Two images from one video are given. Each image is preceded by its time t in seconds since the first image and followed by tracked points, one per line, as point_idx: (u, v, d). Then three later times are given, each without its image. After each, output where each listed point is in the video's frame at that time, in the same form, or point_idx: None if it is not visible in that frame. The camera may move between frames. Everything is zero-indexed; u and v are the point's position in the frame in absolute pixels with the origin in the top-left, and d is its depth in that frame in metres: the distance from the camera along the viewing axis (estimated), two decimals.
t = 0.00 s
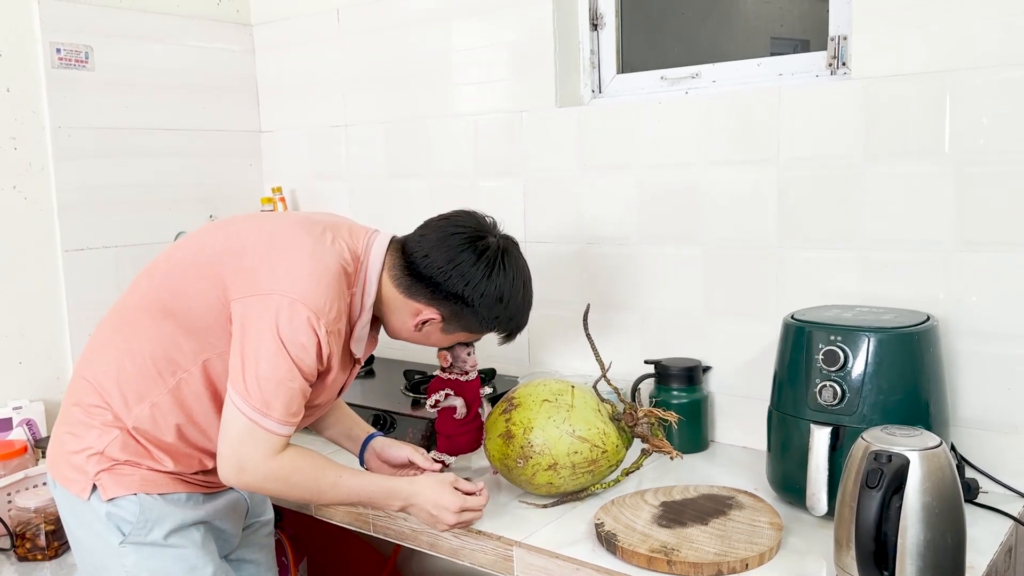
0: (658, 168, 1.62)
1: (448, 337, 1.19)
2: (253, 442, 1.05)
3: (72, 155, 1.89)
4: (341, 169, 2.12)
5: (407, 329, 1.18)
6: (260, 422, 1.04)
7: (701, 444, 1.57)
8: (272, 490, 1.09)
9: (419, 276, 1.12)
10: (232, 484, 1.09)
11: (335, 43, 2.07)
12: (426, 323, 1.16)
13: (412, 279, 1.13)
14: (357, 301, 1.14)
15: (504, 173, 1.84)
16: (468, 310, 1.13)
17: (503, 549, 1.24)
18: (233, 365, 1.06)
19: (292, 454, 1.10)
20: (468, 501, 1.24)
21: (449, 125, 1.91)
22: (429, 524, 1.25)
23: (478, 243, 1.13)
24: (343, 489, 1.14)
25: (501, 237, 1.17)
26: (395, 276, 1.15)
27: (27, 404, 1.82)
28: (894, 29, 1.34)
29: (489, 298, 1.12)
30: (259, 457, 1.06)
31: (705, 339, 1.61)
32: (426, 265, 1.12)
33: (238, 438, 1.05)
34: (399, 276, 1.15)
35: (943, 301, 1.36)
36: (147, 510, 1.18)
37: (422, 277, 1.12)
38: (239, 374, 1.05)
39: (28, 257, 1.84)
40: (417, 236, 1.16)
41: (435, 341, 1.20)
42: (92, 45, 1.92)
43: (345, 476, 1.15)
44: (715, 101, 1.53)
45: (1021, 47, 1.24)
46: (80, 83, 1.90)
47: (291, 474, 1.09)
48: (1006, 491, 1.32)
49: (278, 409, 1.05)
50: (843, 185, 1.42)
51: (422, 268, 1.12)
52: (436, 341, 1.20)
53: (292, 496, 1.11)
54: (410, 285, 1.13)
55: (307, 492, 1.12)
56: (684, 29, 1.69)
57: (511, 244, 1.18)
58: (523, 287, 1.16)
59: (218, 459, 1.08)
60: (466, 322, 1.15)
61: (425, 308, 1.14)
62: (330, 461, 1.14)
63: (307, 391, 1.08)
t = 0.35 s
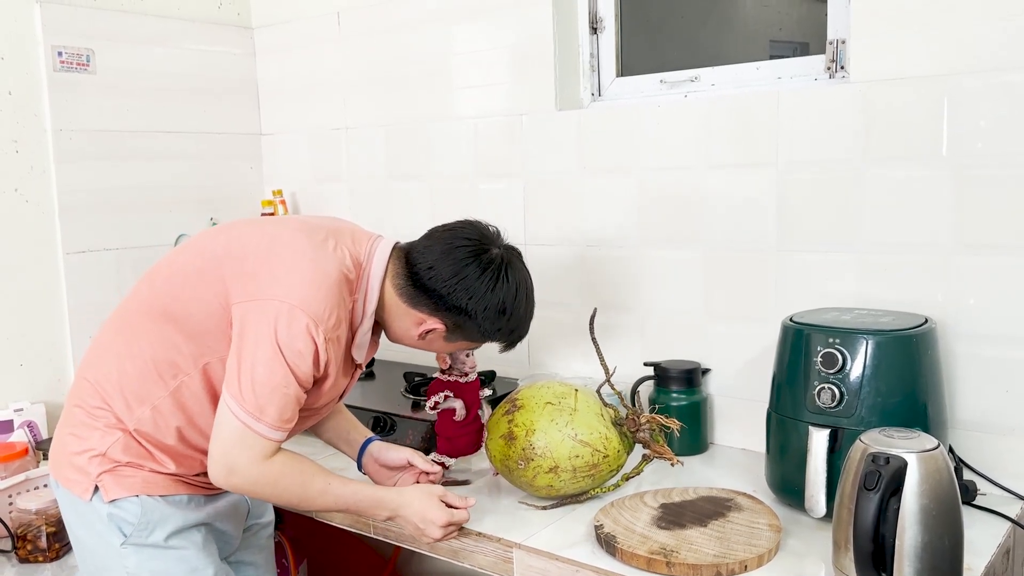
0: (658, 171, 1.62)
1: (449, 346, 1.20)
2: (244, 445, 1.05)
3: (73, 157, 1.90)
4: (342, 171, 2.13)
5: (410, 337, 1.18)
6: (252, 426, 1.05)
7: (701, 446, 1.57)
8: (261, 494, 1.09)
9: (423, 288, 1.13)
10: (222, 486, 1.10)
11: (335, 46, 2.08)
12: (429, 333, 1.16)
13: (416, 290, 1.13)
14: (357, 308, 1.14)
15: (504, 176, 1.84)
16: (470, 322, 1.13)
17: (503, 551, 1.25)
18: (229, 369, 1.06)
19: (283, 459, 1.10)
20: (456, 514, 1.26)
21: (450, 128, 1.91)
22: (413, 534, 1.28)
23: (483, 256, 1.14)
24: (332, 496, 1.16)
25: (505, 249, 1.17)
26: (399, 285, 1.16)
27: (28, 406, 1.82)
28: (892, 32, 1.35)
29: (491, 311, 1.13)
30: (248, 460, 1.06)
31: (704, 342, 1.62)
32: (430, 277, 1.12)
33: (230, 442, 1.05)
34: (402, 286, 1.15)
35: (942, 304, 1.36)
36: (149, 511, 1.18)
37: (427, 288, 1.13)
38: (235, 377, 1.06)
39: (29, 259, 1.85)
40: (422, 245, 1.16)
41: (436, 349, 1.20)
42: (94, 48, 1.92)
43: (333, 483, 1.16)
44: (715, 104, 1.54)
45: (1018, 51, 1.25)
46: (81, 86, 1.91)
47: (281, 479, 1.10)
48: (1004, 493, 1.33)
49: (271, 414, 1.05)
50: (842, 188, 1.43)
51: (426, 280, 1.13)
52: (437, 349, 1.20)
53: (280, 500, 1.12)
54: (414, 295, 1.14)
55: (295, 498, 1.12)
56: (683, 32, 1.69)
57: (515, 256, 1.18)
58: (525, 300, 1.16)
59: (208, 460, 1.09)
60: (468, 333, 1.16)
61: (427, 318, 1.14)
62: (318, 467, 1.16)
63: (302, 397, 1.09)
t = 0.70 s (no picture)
0: (656, 174, 1.63)
1: (449, 341, 1.20)
2: (246, 440, 1.06)
3: (73, 160, 1.90)
4: (341, 174, 2.13)
5: (410, 332, 1.19)
6: (254, 421, 1.06)
7: (699, 448, 1.58)
8: (261, 489, 1.10)
9: (423, 282, 1.14)
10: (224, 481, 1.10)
11: (335, 49, 2.09)
12: (428, 327, 1.17)
13: (415, 284, 1.14)
14: (358, 304, 1.15)
15: (503, 179, 1.85)
16: (470, 316, 1.14)
17: (502, 552, 1.25)
18: (231, 365, 1.07)
19: (285, 454, 1.11)
20: (455, 513, 1.25)
21: (449, 131, 1.92)
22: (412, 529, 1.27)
23: (483, 251, 1.15)
24: (333, 490, 1.16)
25: (504, 245, 1.18)
26: (398, 279, 1.16)
27: (28, 408, 1.83)
28: (888, 37, 1.36)
29: (491, 305, 1.13)
30: (249, 455, 1.07)
31: (702, 344, 1.62)
32: (430, 271, 1.13)
33: (231, 437, 1.06)
34: (402, 280, 1.16)
35: (938, 307, 1.37)
36: (153, 512, 1.19)
37: (426, 283, 1.13)
38: (237, 372, 1.06)
39: (30, 262, 1.85)
40: (421, 240, 1.17)
41: (436, 345, 1.21)
42: (94, 51, 1.93)
43: (334, 477, 1.16)
44: (713, 107, 1.55)
45: (1014, 56, 1.26)
46: (81, 89, 1.91)
47: (284, 473, 1.10)
48: (1000, 495, 1.34)
49: (272, 409, 1.06)
50: (839, 191, 1.44)
51: (426, 274, 1.13)
52: (437, 345, 1.21)
53: (280, 495, 1.12)
54: (413, 290, 1.14)
55: (297, 492, 1.12)
56: (681, 36, 1.70)
57: (514, 251, 1.19)
58: (525, 295, 1.17)
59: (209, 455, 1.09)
60: (468, 328, 1.16)
61: (427, 312, 1.15)
62: (320, 462, 1.16)
63: (304, 392, 1.09)
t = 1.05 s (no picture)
0: (655, 175, 1.63)
1: (445, 331, 1.20)
2: (239, 427, 1.06)
3: (73, 162, 1.90)
4: (341, 176, 2.14)
5: (404, 323, 1.18)
6: (247, 408, 1.06)
7: (697, 449, 1.58)
8: (252, 477, 1.10)
9: (420, 266, 1.14)
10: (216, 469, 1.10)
11: (335, 51, 2.09)
12: (424, 314, 1.16)
13: (411, 269, 1.15)
14: (353, 293, 1.15)
15: (502, 180, 1.85)
16: (464, 300, 1.14)
17: (502, 553, 1.25)
18: (224, 353, 1.07)
19: (278, 442, 1.12)
20: (433, 492, 1.29)
21: (448, 132, 1.92)
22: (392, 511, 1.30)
23: (478, 235, 1.15)
24: (320, 474, 1.18)
25: (501, 233, 1.18)
26: (395, 267, 1.16)
27: (27, 410, 1.83)
28: (887, 39, 1.36)
29: (485, 289, 1.13)
30: (241, 442, 1.07)
31: (701, 345, 1.62)
32: (427, 254, 1.14)
33: (222, 424, 1.06)
34: (399, 267, 1.16)
35: (937, 308, 1.37)
36: (153, 511, 1.19)
37: (422, 267, 1.14)
38: (231, 361, 1.06)
39: (29, 264, 1.85)
40: (418, 228, 1.18)
41: (432, 336, 1.20)
42: (94, 53, 1.93)
43: (321, 462, 1.18)
44: (712, 108, 1.55)
45: (1012, 57, 1.26)
46: (81, 91, 1.91)
47: (276, 460, 1.11)
48: (998, 495, 1.34)
49: (266, 396, 1.06)
50: (837, 192, 1.44)
51: (423, 258, 1.14)
52: (433, 336, 1.20)
53: (269, 481, 1.12)
54: (410, 275, 1.14)
55: (287, 476, 1.14)
56: (680, 37, 1.70)
57: (511, 240, 1.20)
58: (521, 281, 1.17)
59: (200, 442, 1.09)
60: (464, 314, 1.16)
61: (424, 298, 1.15)
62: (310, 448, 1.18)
63: (297, 379, 1.09)
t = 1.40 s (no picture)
0: (655, 175, 1.63)
1: (443, 353, 1.20)
2: (241, 442, 1.07)
3: (72, 162, 1.90)
4: (341, 176, 2.13)
5: (402, 342, 1.18)
6: (251, 425, 1.06)
7: (697, 449, 1.58)
8: (258, 489, 1.12)
9: (420, 289, 1.14)
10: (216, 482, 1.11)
11: (334, 51, 2.09)
12: (422, 336, 1.16)
13: (411, 290, 1.14)
14: (353, 310, 1.15)
15: (502, 180, 1.85)
16: (464, 324, 1.14)
17: (502, 553, 1.25)
18: (225, 369, 1.07)
19: (281, 456, 1.13)
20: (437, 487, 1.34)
21: (448, 132, 1.92)
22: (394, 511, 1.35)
23: (480, 259, 1.15)
24: (324, 482, 1.21)
25: (504, 257, 1.18)
26: (395, 286, 1.16)
27: (27, 411, 1.83)
28: (887, 38, 1.36)
29: (486, 314, 1.13)
30: (246, 459, 1.08)
31: (701, 345, 1.62)
32: (427, 277, 1.14)
33: (226, 440, 1.06)
34: (398, 288, 1.16)
35: (937, 307, 1.37)
36: (142, 514, 1.18)
37: (422, 288, 1.14)
38: (232, 377, 1.06)
39: (28, 265, 1.85)
40: (420, 248, 1.17)
41: (428, 357, 1.20)
42: (93, 53, 1.93)
43: (326, 470, 1.21)
44: (711, 108, 1.55)
45: (1012, 56, 1.26)
46: (80, 91, 1.91)
47: (283, 472, 1.13)
48: (999, 495, 1.34)
49: (270, 413, 1.07)
50: (837, 191, 1.44)
51: (423, 281, 1.14)
52: (430, 357, 1.20)
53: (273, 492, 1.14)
54: (410, 297, 1.14)
55: (290, 488, 1.15)
56: (679, 37, 1.70)
57: (513, 264, 1.20)
58: (522, 307, 1.17)
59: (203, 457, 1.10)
60: (463, 338, 1.16)
61: (422, 320, 1.15)
62: (313, 458, 1.20)
63: (298, 395, 1.10)
